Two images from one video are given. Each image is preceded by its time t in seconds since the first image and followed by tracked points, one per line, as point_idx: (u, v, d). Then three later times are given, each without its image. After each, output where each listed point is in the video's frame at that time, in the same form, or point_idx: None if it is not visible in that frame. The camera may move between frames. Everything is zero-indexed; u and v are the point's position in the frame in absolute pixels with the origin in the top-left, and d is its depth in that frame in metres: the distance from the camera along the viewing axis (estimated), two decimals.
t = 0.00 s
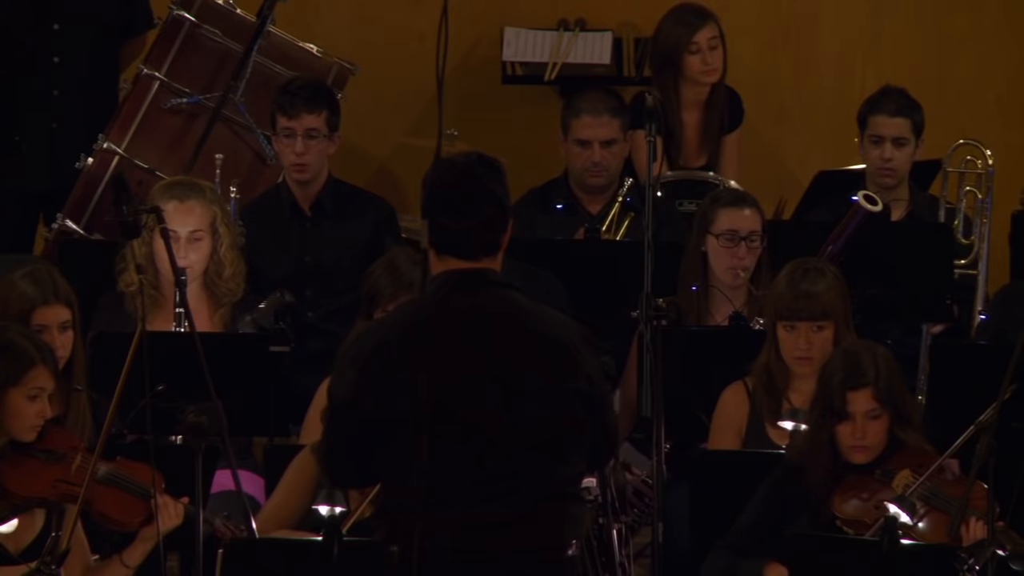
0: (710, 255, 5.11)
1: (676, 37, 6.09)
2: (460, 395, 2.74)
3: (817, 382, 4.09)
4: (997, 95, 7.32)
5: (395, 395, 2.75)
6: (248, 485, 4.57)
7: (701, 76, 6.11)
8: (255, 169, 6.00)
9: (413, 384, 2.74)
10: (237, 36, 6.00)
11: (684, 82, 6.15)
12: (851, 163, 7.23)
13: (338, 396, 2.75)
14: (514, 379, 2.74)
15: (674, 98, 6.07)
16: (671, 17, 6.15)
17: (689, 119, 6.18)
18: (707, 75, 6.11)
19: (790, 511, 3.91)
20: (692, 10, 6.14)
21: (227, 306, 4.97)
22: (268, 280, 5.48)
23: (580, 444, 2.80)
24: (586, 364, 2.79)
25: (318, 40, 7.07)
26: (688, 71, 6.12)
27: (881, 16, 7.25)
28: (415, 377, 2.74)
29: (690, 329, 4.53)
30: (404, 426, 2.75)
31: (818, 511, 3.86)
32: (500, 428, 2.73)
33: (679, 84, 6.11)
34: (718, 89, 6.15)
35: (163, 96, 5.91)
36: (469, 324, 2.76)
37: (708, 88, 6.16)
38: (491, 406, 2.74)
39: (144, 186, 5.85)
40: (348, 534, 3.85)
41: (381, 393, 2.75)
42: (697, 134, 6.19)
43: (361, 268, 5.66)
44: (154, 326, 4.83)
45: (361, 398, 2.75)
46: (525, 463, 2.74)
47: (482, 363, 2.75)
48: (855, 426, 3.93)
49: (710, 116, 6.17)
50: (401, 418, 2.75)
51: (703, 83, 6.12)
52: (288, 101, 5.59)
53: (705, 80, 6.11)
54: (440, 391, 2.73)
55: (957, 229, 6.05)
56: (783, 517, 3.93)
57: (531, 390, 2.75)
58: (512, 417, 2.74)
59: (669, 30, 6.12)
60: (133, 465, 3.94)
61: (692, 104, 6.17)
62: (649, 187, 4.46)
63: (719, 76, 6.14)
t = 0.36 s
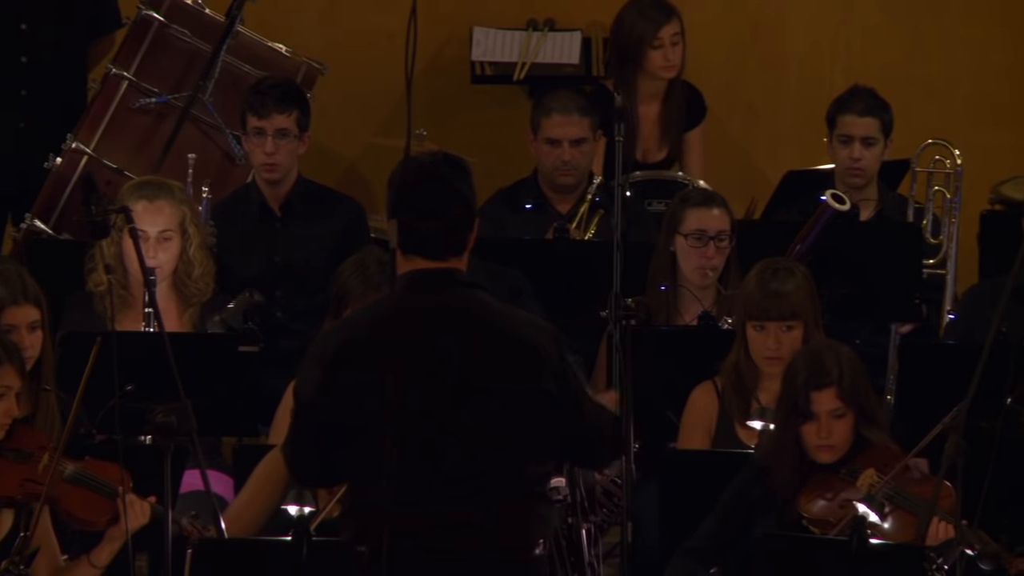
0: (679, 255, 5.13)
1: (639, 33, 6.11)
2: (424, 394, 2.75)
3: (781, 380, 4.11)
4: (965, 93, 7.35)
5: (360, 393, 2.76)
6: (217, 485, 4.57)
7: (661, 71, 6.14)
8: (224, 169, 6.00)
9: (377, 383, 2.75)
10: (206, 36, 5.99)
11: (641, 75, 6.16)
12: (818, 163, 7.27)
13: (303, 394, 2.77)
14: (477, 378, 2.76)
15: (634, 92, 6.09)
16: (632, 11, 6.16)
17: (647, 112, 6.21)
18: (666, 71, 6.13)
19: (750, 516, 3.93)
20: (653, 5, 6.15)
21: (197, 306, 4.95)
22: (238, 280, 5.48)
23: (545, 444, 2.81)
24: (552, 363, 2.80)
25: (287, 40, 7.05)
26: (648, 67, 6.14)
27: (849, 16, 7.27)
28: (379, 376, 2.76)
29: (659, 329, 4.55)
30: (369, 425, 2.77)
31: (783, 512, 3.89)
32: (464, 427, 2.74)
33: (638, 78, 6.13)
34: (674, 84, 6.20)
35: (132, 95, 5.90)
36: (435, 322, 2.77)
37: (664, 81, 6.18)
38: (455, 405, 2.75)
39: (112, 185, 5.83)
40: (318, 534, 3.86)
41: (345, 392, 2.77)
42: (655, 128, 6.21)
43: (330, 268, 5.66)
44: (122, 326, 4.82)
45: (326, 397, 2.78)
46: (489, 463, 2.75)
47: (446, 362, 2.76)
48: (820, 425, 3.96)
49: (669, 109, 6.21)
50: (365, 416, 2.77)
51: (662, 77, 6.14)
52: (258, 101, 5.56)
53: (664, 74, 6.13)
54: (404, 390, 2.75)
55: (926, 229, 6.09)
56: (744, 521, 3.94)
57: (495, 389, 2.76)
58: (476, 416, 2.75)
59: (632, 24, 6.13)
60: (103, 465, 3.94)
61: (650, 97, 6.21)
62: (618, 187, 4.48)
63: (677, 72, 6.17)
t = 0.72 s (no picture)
0: (650, 254, 5.16)
1: (598, 31, 6.13)
2: (396, 394, 2.77)
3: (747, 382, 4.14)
4: (937, 92, 7.35)
5: (330, 394, 2.78)
6: (189, 485, 4.58)
7: (618, 70, 6.16)
8: (195, 169, 6.00)
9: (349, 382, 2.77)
10: (176, 36, 5.98)
11: (601, 74, 6.19)
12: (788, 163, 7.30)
13: (273, 394, 2.77)
14: (449, 378, 2.78)
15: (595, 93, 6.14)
16: (592, 9, 6.17)
17: (609, 110, 6.27)
18: (624, 70, 6.16)
19: (719, 515, 3.98)
20: (614, 3, 6.16)
21: (168, 305, 4.96)
22: (209, 280, 5.48)
23: (514, 443, 2.84)
24: (521, 363, 2.82)
25: (258, 40, 7.07)
26: (609, 66, 6.16)
27: (820, 15, 7.30)
28: (350, 375, 2.77)
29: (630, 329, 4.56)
30: (340, 425, 2.78)
31: (751, 513, 3.94)
32: (434, 425, 2.76)
33: (597, 76, 6.16)
34: (632, 84, 6.27)
35: (103, 95, 5.89)
36: (404, 323, 2.79)
37: (622, 79, 6.22)
38: (426, 405, 2.77)
39: (83, 185, 5.84)
40: (287, 533, 3.86)
41: (316, 393, 2.78)
42: (618, 127, 6.29)
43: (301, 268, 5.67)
44: (93, 326, 4.82)
45: (296, 397, 2.78)
46: (459, 464, 2.77)
47: (417, 362, 2.78)
48: (788, 425, 3.99)
49: (629, 108, 6.29)
50: (336, 417, 2.78)
51: (619, 76, 6.17)
52: (230, 100, 5.57)
53: (621, 73, 6.16)
54: (375, 390, 2.77)
55: (897, 228, 6.14)
56: (712, 522, 3.98)
57: (466, 389, 2.78)
58: (447, 414, 2.77)
59: (593, 22, 6.15)
60: (74, 466, 3.94)
61: (611, 95, 6.25)
62: (588, 186, 4.51)
63: (634, 70, 6.20)
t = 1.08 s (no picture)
0: (621, 254, 5.20)
1: (570, 39, 6.16)
2: (370, 392, 2.78)
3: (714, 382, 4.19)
4: (908, 91, 7.40)
5: (303, 392, 2.79)
6: (161, 485, 4.59)
7: (592, 74, 6.19)
8: (167, 168, 6.01)
9: (323, 381, 2.78)
10: (148, 36, 6.00)
11: (575, 79, 6.23)
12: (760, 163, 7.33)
13: (246, 393, 2.78)
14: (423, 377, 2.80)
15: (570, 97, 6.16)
16: (560, 17, 6.21)
17: (582, 115, 6.31)
18: (597, 74, 6.19)
19: (690, 517, 4.01)
20: (581, 10, 6.20)
21: (140, 305, 4.96)
22: (181, 280, 5.50)
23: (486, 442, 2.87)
24: (494, 362, 2.85)
25: (230, 40, 7.10)
26: (581, 71, 6.19)
27: (792, 15, 7.34)
28: (323, 374, 2.78)
29: (603, 329, 4.64)
30: (312, 424, 2.80)
31: (720, 513, 3.96)
32: (407, 423, 2.78)
33: (568, 77, 6.19)
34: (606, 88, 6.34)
35: (74, 95, 5.90)
36: (377, 323, 2.81)
37: (595, 84, 6.26)
38: (399, 403, 2.79)
39: (55, 186, 5.82)
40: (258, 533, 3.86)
41: (289, 392, 2.79)
42: (591, 129, 6.33)
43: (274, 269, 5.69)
44: (66, 325, 4.83)
45: (269, 395, 2.79)
46: (432, 462, 2.79)
47: (391, 361, 2.80)
48: (755, 425, 4.03)
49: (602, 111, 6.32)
50: (310, 415, 2.80)
51: (593, 81, 6.21)
52: (203, 100, 5.59)
53: (594, 78, 6.20)
54: (348, 388, 2.78)
55: (869, 228, 6.19)
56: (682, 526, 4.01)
57: (440, 388, 2.80)
58: (421, 412, 2.79)
59: (562, 30, 6.19)
60: (45, 467, 3.97)
61: (586, 101, 6.30)
62: (561, 185, 4.54)
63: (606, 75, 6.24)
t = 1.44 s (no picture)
0: (594, 254, 5.21)
1: (550, 49, 6.17)
2: (341, 392, 2.79)
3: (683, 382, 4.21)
4: (880, 91, 7.43)
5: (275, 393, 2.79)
6: (134, 485, 4.58)
7: (574, 84, 6.21)
8: (139, 168, 5.99)
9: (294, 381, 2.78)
10: (120, 36, 5.97)
11: (556, 90, 6.24)
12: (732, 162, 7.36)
13: (218, 392, 2.78)
14: (395, 376, 2.80)
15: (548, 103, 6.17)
16: (540, 28, 6.22)
17: (563, 125, 6.28)
18: (579, 83, 6.22)
19: (661, 516, 4.02)
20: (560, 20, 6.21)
21: (114, 305, 4.95)
22: (152, 278, 5.50)
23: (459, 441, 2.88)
24: (466, 361, 2.85)
25: (203, 40, 7.08)
26: (563, 81, 6.21)
27: (764, 16, 7.35)
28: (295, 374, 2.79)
29: (573, 328, 4.63)
30: (284, 423, 2.80)
31: (691, 513, 3.98)
32: (380, 423, 2.78)
33: (543, 79, 6.20)
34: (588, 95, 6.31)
35: (46, 95, 5.88)
36: (348, 321, 2.82)
37: (577, 94, 6.27)
38: (371, 404, 2.78)
39: (27, 186, 5.82)
40: (232, 532, 3.85)
41: (260, 390, 2.80)
42: (570, 140, 6.29)
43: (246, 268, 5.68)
44: (40, 325, 4.81)
45: (242, 394, 2.79)
46: (404, 462, 2.79)
47: (362, 360, 2.80)
48: (725, 424, 4.04)
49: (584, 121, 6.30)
50: (282, 415, 2.80)
51: (575, 91, 6.22)
52: (174, 100, 5.56)
53: (576, 88, 6.22)
54: (320, 388, 2.79)
55: (842, 228, 6.22)
56: (654, 522, 4.03)
57: (412, 387, 2.80)
58: (395, 413, 2.79)
59: (542, 41, 6.20)
60: (16, 467, 3.95)
61: (565, 111, 6.28)
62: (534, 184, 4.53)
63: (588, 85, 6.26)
